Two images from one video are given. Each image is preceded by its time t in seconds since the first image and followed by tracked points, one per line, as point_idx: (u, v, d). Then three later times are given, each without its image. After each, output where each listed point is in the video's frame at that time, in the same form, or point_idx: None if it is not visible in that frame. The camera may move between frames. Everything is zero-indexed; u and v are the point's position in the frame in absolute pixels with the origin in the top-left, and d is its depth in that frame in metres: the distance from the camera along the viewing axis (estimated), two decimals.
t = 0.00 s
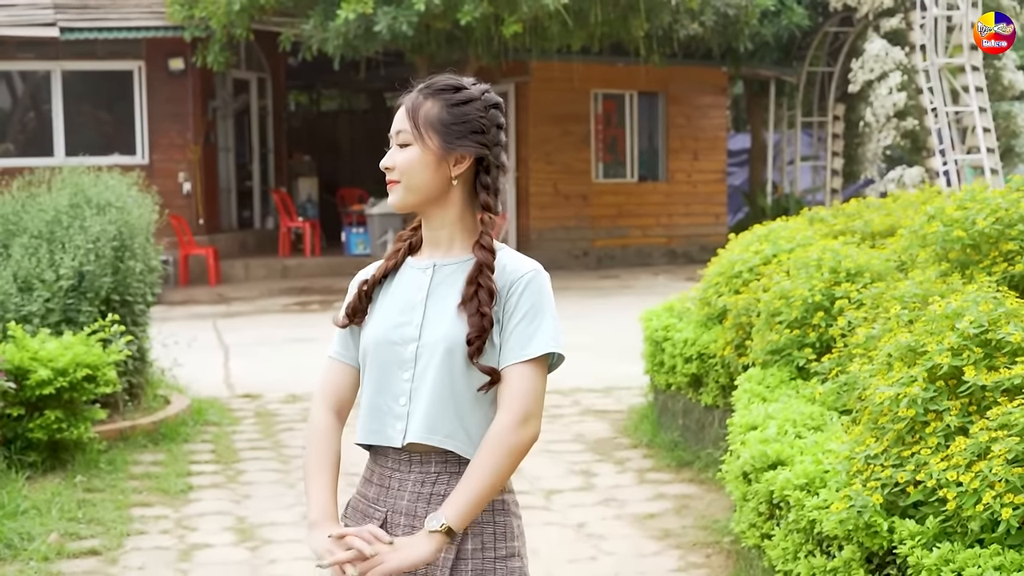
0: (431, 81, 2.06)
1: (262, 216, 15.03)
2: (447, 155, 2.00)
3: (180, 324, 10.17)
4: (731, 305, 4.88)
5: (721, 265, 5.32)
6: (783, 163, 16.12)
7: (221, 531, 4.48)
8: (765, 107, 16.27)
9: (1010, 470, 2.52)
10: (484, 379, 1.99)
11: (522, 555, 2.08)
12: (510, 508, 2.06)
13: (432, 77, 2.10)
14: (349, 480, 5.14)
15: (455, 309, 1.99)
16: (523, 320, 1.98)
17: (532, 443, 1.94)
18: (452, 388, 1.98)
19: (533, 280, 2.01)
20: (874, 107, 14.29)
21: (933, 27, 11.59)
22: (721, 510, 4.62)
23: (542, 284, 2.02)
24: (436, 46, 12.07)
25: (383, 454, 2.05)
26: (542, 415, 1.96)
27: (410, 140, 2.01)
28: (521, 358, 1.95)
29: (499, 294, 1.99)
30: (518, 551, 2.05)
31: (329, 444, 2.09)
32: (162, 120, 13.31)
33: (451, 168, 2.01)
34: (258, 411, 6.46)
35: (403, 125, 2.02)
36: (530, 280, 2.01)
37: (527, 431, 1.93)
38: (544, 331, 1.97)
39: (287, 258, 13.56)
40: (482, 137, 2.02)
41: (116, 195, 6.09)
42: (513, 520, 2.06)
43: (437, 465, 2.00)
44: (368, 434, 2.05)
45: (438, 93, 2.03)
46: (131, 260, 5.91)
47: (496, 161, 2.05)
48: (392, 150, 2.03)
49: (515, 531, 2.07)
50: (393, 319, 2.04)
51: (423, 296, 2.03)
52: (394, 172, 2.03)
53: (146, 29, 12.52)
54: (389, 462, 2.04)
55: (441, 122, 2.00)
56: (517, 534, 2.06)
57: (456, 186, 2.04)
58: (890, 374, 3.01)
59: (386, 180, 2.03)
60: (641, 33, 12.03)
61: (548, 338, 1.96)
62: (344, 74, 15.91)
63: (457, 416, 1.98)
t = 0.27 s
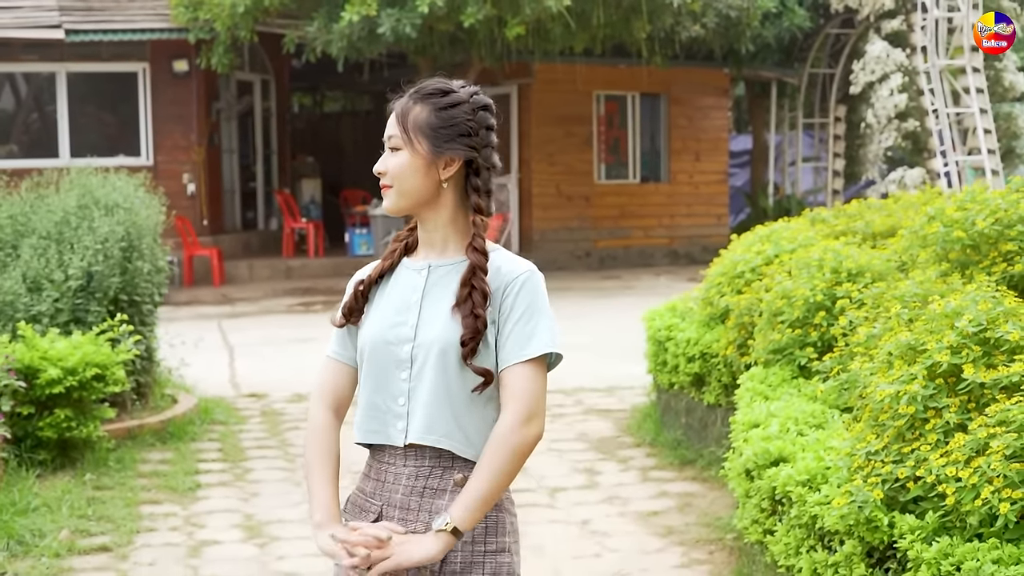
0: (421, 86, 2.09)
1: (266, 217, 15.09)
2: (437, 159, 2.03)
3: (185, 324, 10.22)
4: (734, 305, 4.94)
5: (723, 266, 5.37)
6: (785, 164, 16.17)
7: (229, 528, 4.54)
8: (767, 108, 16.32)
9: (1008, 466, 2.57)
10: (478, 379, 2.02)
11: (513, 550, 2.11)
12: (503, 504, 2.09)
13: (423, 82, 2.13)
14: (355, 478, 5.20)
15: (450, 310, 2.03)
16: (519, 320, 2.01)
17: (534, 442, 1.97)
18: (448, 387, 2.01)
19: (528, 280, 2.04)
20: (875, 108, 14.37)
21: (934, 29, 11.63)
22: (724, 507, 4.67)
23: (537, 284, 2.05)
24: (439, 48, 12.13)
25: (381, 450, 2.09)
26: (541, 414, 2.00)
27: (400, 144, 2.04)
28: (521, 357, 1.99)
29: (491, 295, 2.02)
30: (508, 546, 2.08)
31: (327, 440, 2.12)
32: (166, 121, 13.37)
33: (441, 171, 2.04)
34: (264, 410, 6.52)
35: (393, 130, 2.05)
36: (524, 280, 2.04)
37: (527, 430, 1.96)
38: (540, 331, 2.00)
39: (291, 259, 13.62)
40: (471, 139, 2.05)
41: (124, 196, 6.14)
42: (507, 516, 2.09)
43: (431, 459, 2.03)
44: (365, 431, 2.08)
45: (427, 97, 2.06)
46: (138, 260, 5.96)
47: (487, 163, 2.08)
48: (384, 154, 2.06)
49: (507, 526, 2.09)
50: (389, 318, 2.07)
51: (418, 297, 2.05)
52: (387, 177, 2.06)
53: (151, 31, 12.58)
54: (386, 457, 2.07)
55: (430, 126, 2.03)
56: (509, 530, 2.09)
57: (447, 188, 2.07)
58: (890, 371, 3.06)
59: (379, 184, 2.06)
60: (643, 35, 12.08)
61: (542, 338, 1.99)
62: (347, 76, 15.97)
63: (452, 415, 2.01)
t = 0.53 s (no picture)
0: (416, 90, 2.08)
1: (276, 218, 15.17)
2: (431, 163, 2.03)
3: (196, 324, 10.28)
4: (741, 304, 4.99)
5: (731, 266, 5.42)
6: (792, 165, 16.21)
7: (242, 525, 4.59)
8: (774, 110, 16.36)
9: (1011, 462, 2.62)
10: (482, 381, 2.03)
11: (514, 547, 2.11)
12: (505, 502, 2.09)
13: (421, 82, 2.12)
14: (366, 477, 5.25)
15: (450, 310, 2.04)
16: (520, 319, 2.00)
17: (540, 440, 1.95)
18: (448, 388, 2.02)
19: (530, 279, 2.04)
20: (882, 110, 14.42)
21: (941, 31, 11.68)
22: (732, 505, 4.71)
23: (539, 283, 2.04)
24: (447, 50, 12.20)
25: (386, 447, 2.10)
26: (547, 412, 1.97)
27: (395, 150, 2.04)
28: (524, 355, 1.97)
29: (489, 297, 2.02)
30: (507, 542, 2.08)
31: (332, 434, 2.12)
32: (176, 122, 13.47)
33: (435, 176, 2.04)
34: (275, 409, 6.57)
35: (389, 135, 2.05)
36: (524, 279, 2.03)
37: (532, 427, 1.94)
38: (541, 329, 1.99)
39: (300, 260, 13.69)
40: (466, 143, 2.04)
41: (137, 197, 6.21)
42: (507, 513, 2.09)
43: (434, 456, 2.04)
44: (369, 429, 2.09)
45: (421, 102, 2.05)
46: (151, 261, 6.03)
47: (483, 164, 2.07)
48: (381, 160, 2.06)
49: (509, 523, 2.09)
50: (393, 317, 2.09)
51: (421, 296, 2.07)
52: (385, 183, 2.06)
53: (161, 33, 12.65)
54: (391, 453, 2.09)
55: (422, 132, 2.03)
56: (510, 527, 2.09)
57: (443, 191, 2.07)
58: (896, 369, 3.12)
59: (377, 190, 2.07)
60: (651, 37, 12.12)
61: (542, 336, 1.98)
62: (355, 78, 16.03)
63: (452, 413, 2.03)
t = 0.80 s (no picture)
0: (418, 91, 2.14)
1: (288, 217, 15.26)
2: (429, 165, 2.08)
3: (209, 323, 10.35)
4: (753, 302, 5.03)
5: (742, 264, 5.47)
6: (802, 164, 16.23)
7: (259, 520, 4.66)
8: (785, 109, 16.40)
9: (1017, 457, 2.67)
10: (488, 381, 2.08)
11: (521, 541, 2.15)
12: (511, 496, 2.13)
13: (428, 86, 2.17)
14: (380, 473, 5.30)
15: (452, 311, 2.08)
16: (520, 317, 2.04)
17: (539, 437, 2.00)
18: (452, 387, 2.07)
19: (531, 278, 2.07)
20: (893, 108, 14.43)
21: (951, 29, 11.70)
22: (744, 500, 4.76)
23: (541, 281, 2.08)
24: (459, 49, 12.26)
25: (395, 444, 2.15)
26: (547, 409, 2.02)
27: (395, 151, 2.10)
28: (523, 354, 2.02)
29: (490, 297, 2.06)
30: (513, 536, 2.12)
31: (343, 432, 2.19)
32: (189, 122, 13.54)
33: (434, 177, 2.09)
34: (290, 406, 6.63)
35: (390, 138, 2.11)
36: (526, 277, 2.07)
37: (531, 426, 1.99)
38: (541, 328, 2.03)
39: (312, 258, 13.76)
40: (463, 144, 2.08)
41: (153, 196, 6.25)
42: (513, 509, 2.13)
43: (441, 453, 2.09)
44: (378, 427, 2.15)
45: (420, 104, 2.11)
46: (167, 259, 6.08)
47: (482, 165, 2.11)
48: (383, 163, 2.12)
49: (515, 516, 2.13)
50: (399, 318, 2.13)
51: (426, 296, 2.12)
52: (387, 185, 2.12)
53: (173, 33, 12.71)
54: (400, 449, 2.14)
55: (421, 134, 2.08)
56: (516, 522, 2.13)
57: (443, 191, 2.11)
58: (905, 366, 3.16)
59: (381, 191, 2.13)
60: (662, 36, 12.16)
61: (541, 335, 2.02)
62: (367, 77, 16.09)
63: (456, 412, 2.07)
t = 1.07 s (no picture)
0: (428, 96, 2.18)
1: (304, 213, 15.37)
2: (433, 171, 2.13)
3: (227, 319, 10.41)
4: (768, 300, 5.07)
5: (758, 261, 5.50)
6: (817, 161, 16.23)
7: (279, 515, 4.70)
8: (799, 105, 16.40)
9: None
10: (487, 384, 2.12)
11: (523, 545, 2.19)
12: (514, 499, 2.18)
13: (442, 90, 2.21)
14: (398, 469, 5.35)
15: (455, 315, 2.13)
16: (519, 317, 2.08)
17: (530, 439, 2.05)
18: (456, 388, 2.13)
19: (533, 278, 2.10)
20: (908, 104, 14.43)
21: (967, 25, 11.70)
22: (759, 496, 4.80)
23: (543, 281, 2.11)
24: (475, 46, 12.32)
25: (403, 443, 2.21)
26: (539, 411, 2.07)
27: (402, 156, 2.15)
28: (519, 355, 2.06)
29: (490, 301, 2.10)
30: (514, 538, 2.16)
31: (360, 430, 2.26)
32: (205, 119, 13.58)
33: (438, 183, 2.13)
34: (308, 403, 6.68)
35: (398, 143, 2.16)
36: (527, 279, 2.10)
37: (522, 427, 2.04)
38: (538, 329, 2.06)
39: (328, 255, 13.83)
40: (466, 150, 2.12)
41: (173, 194, 6.29)
42: (516, 511, 2.17)
43: (445, 454, 2.15)
44: (386, 426, 2.21)
45: (426, 109, 2.15)
46: (187, 256, 6.14)
47: (486, 172, 2.14)
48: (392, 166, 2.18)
49: (518, 518, 2.17)
50: (407, 319, 2.19)
51: (432, 298, 2.17)
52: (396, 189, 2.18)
53: (190, 31, 12.76)
54: (408, 449, 2.20)
55: (424, 140, 2.13)
56: (518, 525, 2.17)
57: (448, 197, 2.16)
58: (920, 362, 3.20)
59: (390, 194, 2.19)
60: (677, 33, 12.18)
61: (536, 339, 2.06)
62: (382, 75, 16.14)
63: (460, 412, 2.13)
